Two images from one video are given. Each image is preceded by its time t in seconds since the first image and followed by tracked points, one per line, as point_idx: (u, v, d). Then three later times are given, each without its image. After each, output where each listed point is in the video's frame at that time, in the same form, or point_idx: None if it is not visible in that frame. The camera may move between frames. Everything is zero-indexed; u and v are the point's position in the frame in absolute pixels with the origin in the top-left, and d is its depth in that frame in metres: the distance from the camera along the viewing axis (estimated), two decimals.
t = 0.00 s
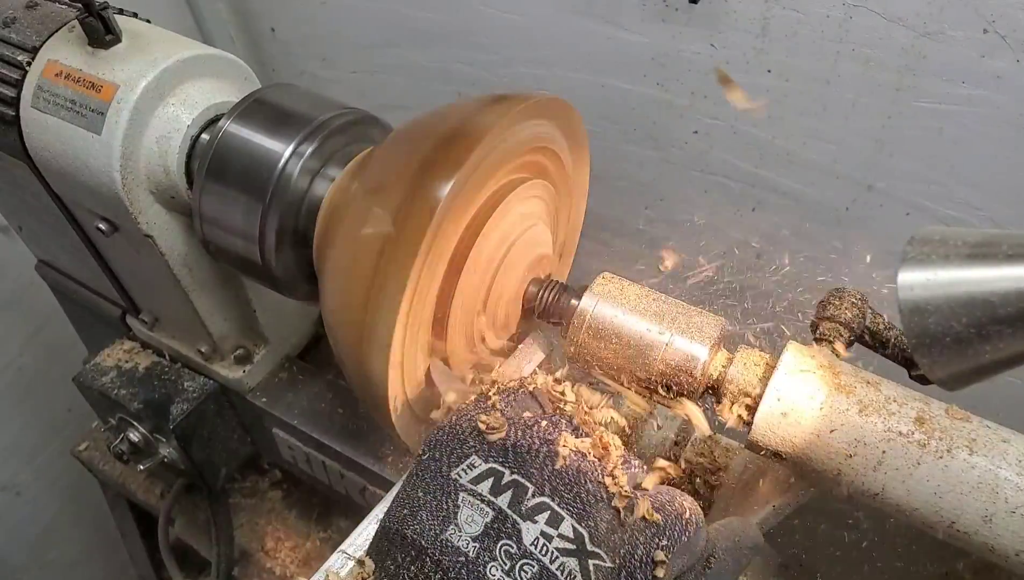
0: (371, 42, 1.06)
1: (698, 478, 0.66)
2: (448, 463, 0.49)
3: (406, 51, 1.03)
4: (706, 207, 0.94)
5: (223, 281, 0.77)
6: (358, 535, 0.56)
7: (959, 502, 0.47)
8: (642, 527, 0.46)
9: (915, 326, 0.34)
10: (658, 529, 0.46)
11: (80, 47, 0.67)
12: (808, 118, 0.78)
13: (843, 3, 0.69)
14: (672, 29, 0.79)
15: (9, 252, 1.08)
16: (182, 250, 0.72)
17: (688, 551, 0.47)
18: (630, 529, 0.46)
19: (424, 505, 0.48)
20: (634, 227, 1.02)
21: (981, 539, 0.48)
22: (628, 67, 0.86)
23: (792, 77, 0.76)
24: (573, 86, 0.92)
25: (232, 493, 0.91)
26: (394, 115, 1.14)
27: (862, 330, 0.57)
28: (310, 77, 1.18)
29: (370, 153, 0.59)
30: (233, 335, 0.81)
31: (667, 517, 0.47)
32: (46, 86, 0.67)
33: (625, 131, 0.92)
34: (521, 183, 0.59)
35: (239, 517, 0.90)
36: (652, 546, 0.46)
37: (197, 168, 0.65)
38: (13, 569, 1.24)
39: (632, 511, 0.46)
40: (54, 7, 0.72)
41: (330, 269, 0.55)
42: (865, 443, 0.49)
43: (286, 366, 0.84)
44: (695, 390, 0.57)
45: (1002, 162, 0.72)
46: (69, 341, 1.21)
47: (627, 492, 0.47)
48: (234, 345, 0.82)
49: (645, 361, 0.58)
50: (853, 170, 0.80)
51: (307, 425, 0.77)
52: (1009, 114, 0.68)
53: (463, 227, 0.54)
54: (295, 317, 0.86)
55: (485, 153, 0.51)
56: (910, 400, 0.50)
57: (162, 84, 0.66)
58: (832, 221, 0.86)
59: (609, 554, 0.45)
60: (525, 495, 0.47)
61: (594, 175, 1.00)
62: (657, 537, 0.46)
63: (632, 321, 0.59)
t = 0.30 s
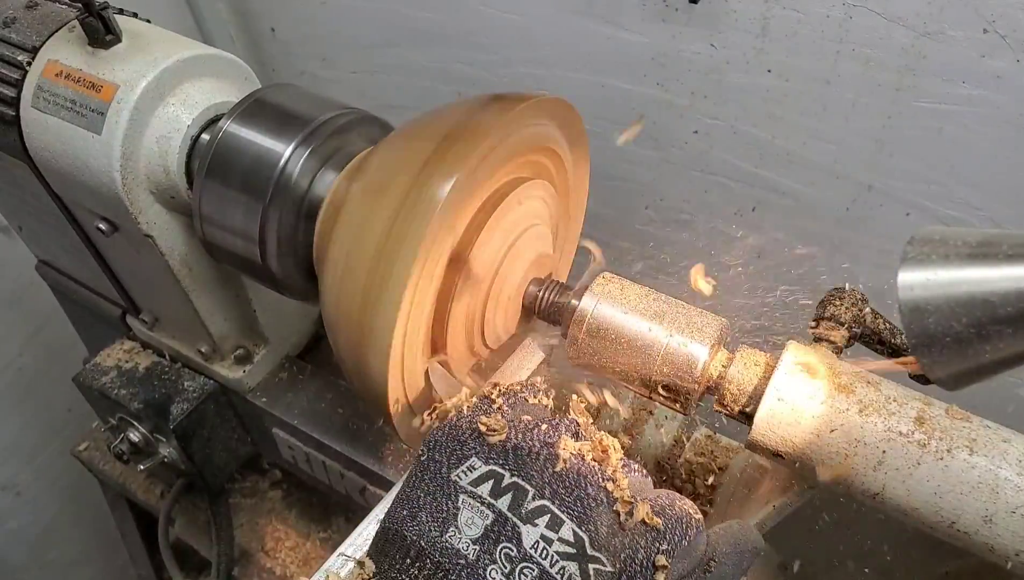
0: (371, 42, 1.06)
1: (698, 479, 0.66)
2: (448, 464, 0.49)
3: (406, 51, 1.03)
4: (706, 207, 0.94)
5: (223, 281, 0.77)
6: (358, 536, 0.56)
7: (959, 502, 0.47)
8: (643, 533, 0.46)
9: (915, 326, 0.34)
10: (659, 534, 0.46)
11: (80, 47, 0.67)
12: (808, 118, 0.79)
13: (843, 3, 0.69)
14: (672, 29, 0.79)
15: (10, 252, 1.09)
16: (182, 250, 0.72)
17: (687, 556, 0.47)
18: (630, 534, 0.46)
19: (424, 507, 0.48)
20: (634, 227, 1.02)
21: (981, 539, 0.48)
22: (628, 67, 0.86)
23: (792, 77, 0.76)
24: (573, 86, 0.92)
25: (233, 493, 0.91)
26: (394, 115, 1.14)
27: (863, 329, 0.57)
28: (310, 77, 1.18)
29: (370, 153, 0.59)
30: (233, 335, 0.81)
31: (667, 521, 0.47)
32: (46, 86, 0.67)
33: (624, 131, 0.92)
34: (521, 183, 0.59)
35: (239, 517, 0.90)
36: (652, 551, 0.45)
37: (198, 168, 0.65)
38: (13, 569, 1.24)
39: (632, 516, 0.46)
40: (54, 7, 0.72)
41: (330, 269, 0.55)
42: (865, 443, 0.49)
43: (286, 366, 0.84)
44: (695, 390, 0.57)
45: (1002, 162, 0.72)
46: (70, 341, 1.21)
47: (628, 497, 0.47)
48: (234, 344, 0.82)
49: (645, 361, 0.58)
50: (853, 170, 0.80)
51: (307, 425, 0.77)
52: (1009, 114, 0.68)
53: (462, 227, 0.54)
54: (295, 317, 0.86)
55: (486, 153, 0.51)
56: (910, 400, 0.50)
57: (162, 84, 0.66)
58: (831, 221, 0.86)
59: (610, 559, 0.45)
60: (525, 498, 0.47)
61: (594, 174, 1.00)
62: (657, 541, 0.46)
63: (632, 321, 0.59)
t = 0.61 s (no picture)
0: (371, 42, 1.06)
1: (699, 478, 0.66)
2: (447, 465, 0.49)
3: (406, 51, 1.03)
4: (706, 207, 0.94)
5: (223, 281, 0.77)
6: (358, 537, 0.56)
7: (960, 502, 0.47)
8: (642, 536, 0.46)
9: (915, 327, 0.34)
10: (659, 536, 0.46)
11: (80, 47, 0.67)
12: (808, 118, 0.79)
13: (843, 3, 0.69)
14: (672, 29, 0.80)
15: (10, 253, 1.09)
16: (182, 250, 0.72)
17: (687, 560, 0.47)
18: (629, 538, 0.45)
19: (423, 508, 0.48)
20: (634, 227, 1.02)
21: (981, 539, 0.47)
22: (628, 67, 0.86)
23: (792, 77, 0.76)
24: (573, 86, 0.92)
25: (233, 493, 0.91)
26: (394, 116, 1.14)
27: (862, 329, 0.57)
28: (310, 77, 1.18)
29: (370, 153, 0.59)
30: (233, 335, 0.81)
31: (666, 524, 0.47)
32: (46, 86, 0.67)
33: (624, 131, 0.92)
34: (520, 182, 0.59)
35: (239, 517, 0.90)
36: (651, 554, 0.45)
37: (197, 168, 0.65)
38: (13, 569, 1.23)
39: (631, 520, 0.46)
40: (54, 7, 0.72)
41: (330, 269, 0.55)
42: (865, 444, 0.49)
43: (286, 366, 0.84)
44: (696, 390, 0.57)
45: (1002, 161, 0.72)
46: (70, 341, 1.21)
47: (627, 500, 0.47)
48: (234, 345, 0.82)
49: (645, 361, 0.58)
50: (853, 170, 0.80)
51: (307, 425, 0.77)
52: (1009, 114, 0.68)
53: (462, 227, 0.54)
54: (295, 318, 0.86)
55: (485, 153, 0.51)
56: (910, 399, 0.50)
57: (162, 84, 0.66)
58: (832, 221, 0.86)
59: (608, 562, 0.44)
60: (523, 501, 0.47)
61: (594, 174, 1.00)
62: (656, 545, 0.46)
63: (632, 321, 0.59)
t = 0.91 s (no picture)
0: (371, 42, 1.06)
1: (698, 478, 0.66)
2: (446, 469, 0.49)
3: (406, 51, 1.03)
4: (706, 207, 0.94)
5: (222, 281, 0.77)
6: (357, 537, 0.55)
7: (959, 503, 0.47)
8: (641, 544, 0.46)
9: (916, 327, 0.34)
10: (657, 543, 0.46)
11: (80, 47, 0.67)
12: (808, 118, 0.79)
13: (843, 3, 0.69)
14: (672, 29, 0.80)
15: (10, 253, 1.09)
16: (182, 250, 0.72)
17: (686, 566, 0.47)
18: (627, 545, 0.46)
19: (422, 513, 0.48)
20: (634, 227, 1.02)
21: (981, 538, 0.47)
22: (627, 67, 0.86)
23: (792, 77, 0.76)
24: (573, 86, 0.92)
25: (232, 493, 0.91)
26: (394, 116, 1.14)
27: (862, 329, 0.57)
28: (310, 77, 1.18)
29: (370, 153, 0.59)
30: (233, 336, 0.81)
31: (665, 531, 0.47)
32: (46, 86, 0.67)
33: (624, 131, 0.92)
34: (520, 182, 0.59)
35: (239, 517, 0.90)
36: (649, 560, 0.45)
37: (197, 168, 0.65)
38: (13, 570, 1.23)
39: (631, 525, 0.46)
40: (54, 7, 0.72)
41: (331, 269, 0.55)
42: (865, 446, 0.49)
43: (286, 366, 0.84)
44: (696, 390, 0.57)
45: (1002, 161, 0.72)
46: (69, 341, 1.21)
47: (626, 507, 0.47)
48: (234, 345, 0.82)
49: (645, 361, 0.58)
50: (853, 170, 0.80)
51: (307, 425, 0.77)
52: (1009, 114, 0.69)
53: (462, 227, 0.54)
54: (295, 318, 0.87)
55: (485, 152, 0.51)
56: (910, 400, 0.50)
57: (162, 84, 0.66)
58: (832, 221, 0.86)
59: (607, 569, 0.44)
60: (521, 507, 0.47)
61: (594, 174, 1.00)
62: (655, 551, 0.46)
63: (632, 321, 0.59)
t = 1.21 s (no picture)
0: (371, 42, 1.06)
1: (698, 478, 0.68)
2: (443, 463, 0.49)
3: (406, 51, 1.04)
4: (706, 207, 0.94)
5: (222, 281, 0.77)
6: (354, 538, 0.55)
7: (958, 501, 0.47)
8: (633, 533, 0.46)
9: (916, 327, 0.34)
10: (650, 531, 0.46)
11: (80, 47, 0.67)
12: (808, 117, 0.79)
13: (843, 3, 0.69)
14: (672, 29, 0.79)
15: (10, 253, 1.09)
16: (182, 250, 0.72)
17: (680, 555, 0.48)
18: (621, 533, 0.46)
19: (417, 507, 0.48)
20: (634, 227, 1.03)
21: (981, 539, 0.47)
22: (627, 67, 0.86)
23: (792, 77, 0.76)
24: (573, 86, 0.92)
25: (233, 493, 0.91)
26: (394, 116, 1.14)
27: (862, 328, 0.57)
28: (310, 77, 1.18)
29: (370, 152, 0.59)
30: (233, 335, 0.81)
31: (658, 522, 0.47)
32: (46, 86, 0.67)
33: (624, 131, 0.92)
34: (520, 183, 0.59)
35: (239, 517, 0.90)
36: (642, 548, 0.46)
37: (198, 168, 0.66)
38: (13, 570, 1.23)
39: (625, 515, 0.46)
40: (54, 7, 0.72)
41: (331, 269, 0.55)
42: (863, 442, 0.49)
43: (286, 366, 0.84)
44: (696, 390, 0.57)
45: (1002, 161, 0.72)
46: (70, 341, 1.21)
47: (622, 494, 0.47)
48: (234, 345, 0.82)
49: (645, 361, 0.58)
50: (853, 170, 0.80)
51: (307, 424, 0.77)
52: (1009, 114, 0.69)
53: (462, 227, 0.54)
54: (295, 318, 0.87)
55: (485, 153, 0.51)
56: (910, 400, 0.50)
57: (162, 84, 0.66)
58: (832, 221, 0.86)
59: (600, 557, 0.45)
60: (516, 497, 0.47)
61: (594, 174, 1.00)
62: (649, 540, 0.46)
63: (632, 320, 0.59)
